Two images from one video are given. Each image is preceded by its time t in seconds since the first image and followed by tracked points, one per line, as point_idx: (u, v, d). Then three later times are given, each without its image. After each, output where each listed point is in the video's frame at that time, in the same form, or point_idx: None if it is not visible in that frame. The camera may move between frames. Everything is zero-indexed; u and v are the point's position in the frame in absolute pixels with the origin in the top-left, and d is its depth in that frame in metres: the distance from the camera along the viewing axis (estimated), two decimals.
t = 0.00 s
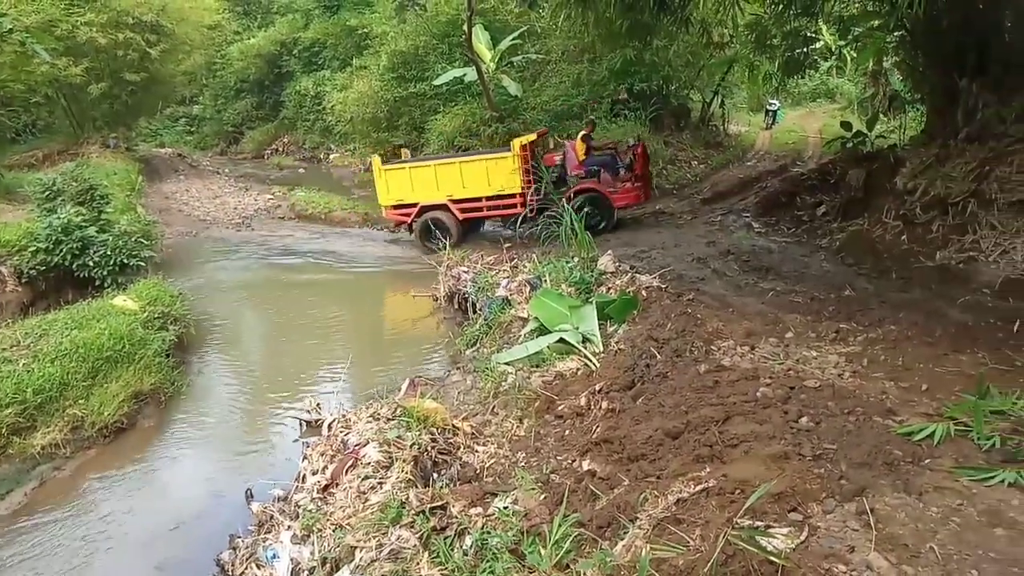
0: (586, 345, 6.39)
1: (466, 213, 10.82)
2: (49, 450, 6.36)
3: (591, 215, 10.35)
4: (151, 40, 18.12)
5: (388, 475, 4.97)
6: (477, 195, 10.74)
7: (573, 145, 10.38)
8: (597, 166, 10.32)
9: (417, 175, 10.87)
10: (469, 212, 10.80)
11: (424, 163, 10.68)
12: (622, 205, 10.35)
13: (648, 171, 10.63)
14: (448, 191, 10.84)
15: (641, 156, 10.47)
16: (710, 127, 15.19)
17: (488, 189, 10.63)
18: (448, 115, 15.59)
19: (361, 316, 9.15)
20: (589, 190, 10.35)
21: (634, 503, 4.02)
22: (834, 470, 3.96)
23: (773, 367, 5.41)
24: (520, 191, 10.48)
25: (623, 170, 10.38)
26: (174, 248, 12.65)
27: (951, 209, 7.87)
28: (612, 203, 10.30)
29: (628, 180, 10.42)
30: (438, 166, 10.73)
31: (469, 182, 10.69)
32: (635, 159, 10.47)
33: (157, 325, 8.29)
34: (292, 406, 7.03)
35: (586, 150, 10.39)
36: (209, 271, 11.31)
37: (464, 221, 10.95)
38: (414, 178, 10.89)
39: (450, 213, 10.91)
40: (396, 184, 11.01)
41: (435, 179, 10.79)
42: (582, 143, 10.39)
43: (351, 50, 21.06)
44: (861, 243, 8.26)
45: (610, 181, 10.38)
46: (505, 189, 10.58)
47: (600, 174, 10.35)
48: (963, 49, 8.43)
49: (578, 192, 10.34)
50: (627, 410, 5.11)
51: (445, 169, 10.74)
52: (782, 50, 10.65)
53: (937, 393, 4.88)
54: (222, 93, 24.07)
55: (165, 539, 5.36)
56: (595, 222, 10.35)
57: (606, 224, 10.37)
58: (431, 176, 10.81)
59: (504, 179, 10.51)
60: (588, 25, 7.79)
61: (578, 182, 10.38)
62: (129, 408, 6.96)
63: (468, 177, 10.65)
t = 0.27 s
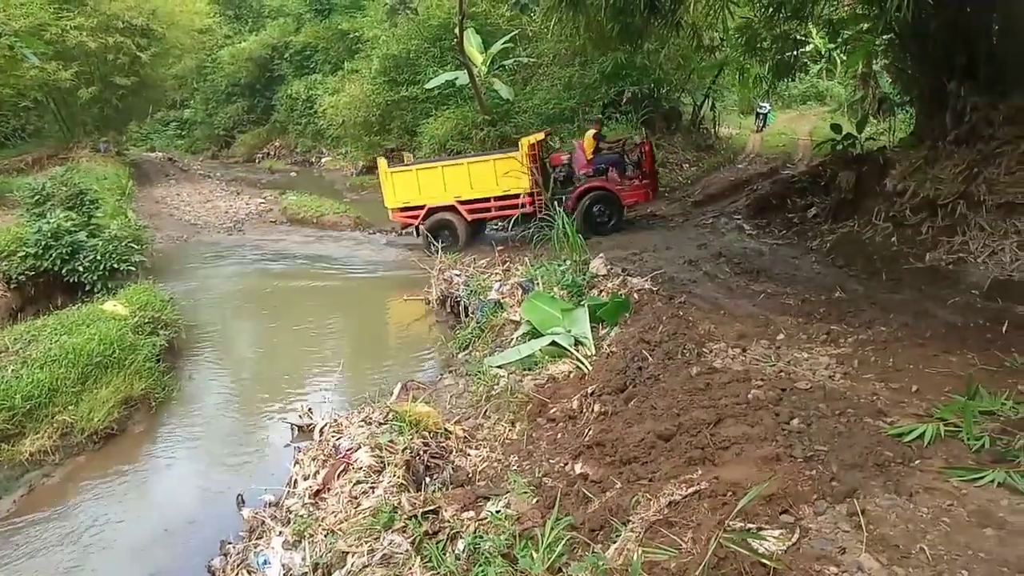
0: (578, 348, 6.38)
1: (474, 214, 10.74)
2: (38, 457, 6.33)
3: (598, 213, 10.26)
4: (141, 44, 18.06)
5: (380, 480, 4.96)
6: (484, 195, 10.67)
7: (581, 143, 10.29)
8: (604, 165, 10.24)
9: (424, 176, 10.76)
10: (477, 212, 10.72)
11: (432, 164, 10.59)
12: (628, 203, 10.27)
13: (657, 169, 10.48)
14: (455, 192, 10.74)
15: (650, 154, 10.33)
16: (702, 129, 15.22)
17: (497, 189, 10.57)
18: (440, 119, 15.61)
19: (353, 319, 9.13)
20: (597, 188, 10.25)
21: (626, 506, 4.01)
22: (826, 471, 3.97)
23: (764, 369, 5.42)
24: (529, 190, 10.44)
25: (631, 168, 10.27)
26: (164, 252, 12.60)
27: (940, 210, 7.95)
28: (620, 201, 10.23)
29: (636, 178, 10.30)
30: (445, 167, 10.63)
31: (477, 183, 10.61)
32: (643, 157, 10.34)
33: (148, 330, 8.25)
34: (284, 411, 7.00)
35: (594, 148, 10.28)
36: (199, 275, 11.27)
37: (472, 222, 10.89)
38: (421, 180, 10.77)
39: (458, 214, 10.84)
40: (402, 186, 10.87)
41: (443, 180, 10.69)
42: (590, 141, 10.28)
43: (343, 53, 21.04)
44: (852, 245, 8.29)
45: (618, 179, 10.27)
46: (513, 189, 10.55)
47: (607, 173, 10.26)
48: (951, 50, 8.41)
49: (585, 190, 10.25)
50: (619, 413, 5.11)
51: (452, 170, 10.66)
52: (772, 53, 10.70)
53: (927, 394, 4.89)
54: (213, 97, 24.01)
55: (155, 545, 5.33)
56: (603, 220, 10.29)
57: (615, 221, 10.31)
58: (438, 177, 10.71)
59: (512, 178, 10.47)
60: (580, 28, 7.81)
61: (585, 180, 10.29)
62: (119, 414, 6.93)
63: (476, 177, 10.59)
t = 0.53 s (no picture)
0: (565, 351, 6.39)
1: (478, 216, 10.60)
2: (20, 466, 6.30)
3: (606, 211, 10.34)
4: (124, 48, 17.96)
5: (367, 486, 4.94)
6: (489, 196, 10.56)
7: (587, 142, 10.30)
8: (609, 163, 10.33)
9: (428, 178, 10.62)
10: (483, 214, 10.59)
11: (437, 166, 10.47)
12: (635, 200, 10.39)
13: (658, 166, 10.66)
14: (460, 194, 10.62)
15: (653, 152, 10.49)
16: (687, 132, 15.28)
17: (502, 190, 10.46)
18: (426, 122, 15.62)
19: (340, 325, 9.09)
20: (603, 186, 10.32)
21: (614, 509, 4.01)
22: (811, 472, 3.99)
23: (750, 370, 5.44)
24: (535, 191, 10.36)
25: (635, 167, 10.40)
26: (149, 258, 12.53)
27: (922, 211, 8.02)
28: (626, 199, 10.32)
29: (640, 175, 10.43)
30: (450, 169, 10.52)
31: (482, 184, 10.51)
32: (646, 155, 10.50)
33: (132, 336, 8.20)
34: (270, 417, 6.96)
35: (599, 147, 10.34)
36: (184, 281, 11.19)
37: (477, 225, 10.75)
38: (425, 183, 10.64)
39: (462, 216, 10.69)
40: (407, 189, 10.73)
41: (448, 182, 10.57)
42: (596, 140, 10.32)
43: (328, 57, 20.98)
44: (836, 247, 8.34)
45: (623, 177, 10.38)
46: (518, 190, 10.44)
47: (612, 171, 10.35)
48: (930, 53, 8.51)
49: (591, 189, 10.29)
50: (607, 416, 5.12)
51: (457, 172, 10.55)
52: (756, 56, 10.77)
53: (911, 394, 4.93)
54: (197, 101, 23.87)
55: (139, 554, 5.28)
56: (610, 218, 10.35)
57: (621, 218, 10.38)
58: (443, 179, 10.59)
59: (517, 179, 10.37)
60: (565, 32, 7.83)
61: (591, 179, 10.33)
62: (103, 422, 6.88)
63: (481, 178, 10.49)
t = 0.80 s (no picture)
0: (557, 358, 6.39)
1: (493, 222, 10.58)
2: (8, 477, 6.26)
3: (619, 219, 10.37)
4: (114, 56, 17.96)
5: (359, 494, 4.93)
6: (503, 202, 10.53)
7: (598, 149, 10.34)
8: (621, 170, 10.32)
9: (442, 184, 10.56)
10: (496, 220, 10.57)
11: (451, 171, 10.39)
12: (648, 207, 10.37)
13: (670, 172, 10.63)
14: (474, 200, 10.57)
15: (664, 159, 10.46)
16: (678, 139, 15.34)
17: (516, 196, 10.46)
18: (418, 130, 15.68)
19: (331, 332, 9.08)
20: (616, 193, 10.36)
21: (606, 516, 4.01)
22: (802, 478, 4.00)
23: (741, 377, 5.45)
24: (550, 196, 10.42)
25: (648, 173, 10.35)
26: (139, 267, 12.48)
27: (911, 218, 8.06)
28: (639, 206, 10.34)
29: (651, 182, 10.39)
30: (464, 175, 10.45)
31: (496, 191, 10.49)
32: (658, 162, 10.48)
33: (121, 345, 8.16)
34: (261, 426, 6.93)
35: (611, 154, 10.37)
36: (173, 289, 11.15)
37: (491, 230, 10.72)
38: (439, 188, 10.56)
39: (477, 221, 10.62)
40: (420, 194, 10.62)
41: (462, 188, 10.51)
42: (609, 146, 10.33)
43: (319, 65, 21.00)
44: (826, 254, 8.38)
45: (635, 184, 10.36)
46: (532, 196, 10.47)
47: (625, 179, 10.34)
48: (917, 61, 8.55)
49: (605, 196, 10.35)
50: (599, 423, 5.12)
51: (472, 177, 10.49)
52: (745, 64, 10.86)
53: (900, 400, 4.95)
54: (187, 109, 23.84)
55: (128, 565, 5.24)
56: (624, 224, 10.41)
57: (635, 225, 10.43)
58: (457, 184, 10.53)
59: (532, 186, 10.39)
60: (555, 40, 7.87)
61: (604, 186, 10.37)
62: (92, 431, 6.84)
63: (495, 184, 10.46)
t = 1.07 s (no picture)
0: (550, 361, 6.40)
1: (510, 223, 10.59)
2: None
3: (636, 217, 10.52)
4: (106, 59, 17.92)
5: (352, 498, 4.92)
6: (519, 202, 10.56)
7: (614, 151, 10.50)
8: (637, 170, 10.51)
9: (459, 186, 10.50)
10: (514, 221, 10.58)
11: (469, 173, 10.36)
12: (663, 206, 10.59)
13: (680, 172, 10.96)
14: (491, 201, 10.54)
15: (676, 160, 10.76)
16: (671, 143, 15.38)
17: (534, 197, 10.51)
18: (411, 134, 15.71)
19: (325, 336, 9.05)
20: (632, 192, 10.51)
21: (599, 520, 4.01)
22: (794, 481, 4.01)
23: (734, 380, 5.46)
24: (566, 196, 10.55)
25: (662, 173, 10.61)
26: (131, 270, 12.45)
27: (902, 222, 8.11)
28: (654, 205, 10.54)
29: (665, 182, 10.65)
30: (482, 176, 10.40)
31: (512, 192, 10.49)
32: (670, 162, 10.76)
33: (113, 349, 8.13)
34: (255, 430, 6.90)
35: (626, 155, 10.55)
36: (165, 293, 11.10)
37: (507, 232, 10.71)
38: (455, 190, 10.49)
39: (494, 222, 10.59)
40: (437, 196, 10.51)
41: (479, 189, 10.46)
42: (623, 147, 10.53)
43: (313, 68, 20.97)
44: (818, 257, 8.42)
45: (651, 184, 10.58)
46: (549, 197, 10.56)
47: (640, 178, 10.55)
48: (907, 66, 8.60)
49: (622, 195, 10.48)
50: (592, 426, 5.12)
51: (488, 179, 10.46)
52: (738, 68, 10.91)
53: (892, 403, 4.97)
54: (180, 112, 23.80)
55: (119, 570, 5.21)
56: (638, 223, 10.55)
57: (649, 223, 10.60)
58: (474, 186, 10.48)
59: (549, 186, 10.49)
60: (549, 44, 7.89)
61: (620, 186, 10.51)
62: (83, 435, 6.81)
63: (512, 185, 10.47)
